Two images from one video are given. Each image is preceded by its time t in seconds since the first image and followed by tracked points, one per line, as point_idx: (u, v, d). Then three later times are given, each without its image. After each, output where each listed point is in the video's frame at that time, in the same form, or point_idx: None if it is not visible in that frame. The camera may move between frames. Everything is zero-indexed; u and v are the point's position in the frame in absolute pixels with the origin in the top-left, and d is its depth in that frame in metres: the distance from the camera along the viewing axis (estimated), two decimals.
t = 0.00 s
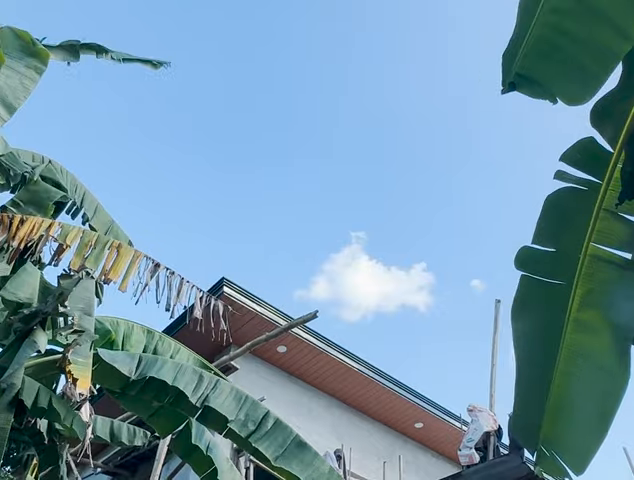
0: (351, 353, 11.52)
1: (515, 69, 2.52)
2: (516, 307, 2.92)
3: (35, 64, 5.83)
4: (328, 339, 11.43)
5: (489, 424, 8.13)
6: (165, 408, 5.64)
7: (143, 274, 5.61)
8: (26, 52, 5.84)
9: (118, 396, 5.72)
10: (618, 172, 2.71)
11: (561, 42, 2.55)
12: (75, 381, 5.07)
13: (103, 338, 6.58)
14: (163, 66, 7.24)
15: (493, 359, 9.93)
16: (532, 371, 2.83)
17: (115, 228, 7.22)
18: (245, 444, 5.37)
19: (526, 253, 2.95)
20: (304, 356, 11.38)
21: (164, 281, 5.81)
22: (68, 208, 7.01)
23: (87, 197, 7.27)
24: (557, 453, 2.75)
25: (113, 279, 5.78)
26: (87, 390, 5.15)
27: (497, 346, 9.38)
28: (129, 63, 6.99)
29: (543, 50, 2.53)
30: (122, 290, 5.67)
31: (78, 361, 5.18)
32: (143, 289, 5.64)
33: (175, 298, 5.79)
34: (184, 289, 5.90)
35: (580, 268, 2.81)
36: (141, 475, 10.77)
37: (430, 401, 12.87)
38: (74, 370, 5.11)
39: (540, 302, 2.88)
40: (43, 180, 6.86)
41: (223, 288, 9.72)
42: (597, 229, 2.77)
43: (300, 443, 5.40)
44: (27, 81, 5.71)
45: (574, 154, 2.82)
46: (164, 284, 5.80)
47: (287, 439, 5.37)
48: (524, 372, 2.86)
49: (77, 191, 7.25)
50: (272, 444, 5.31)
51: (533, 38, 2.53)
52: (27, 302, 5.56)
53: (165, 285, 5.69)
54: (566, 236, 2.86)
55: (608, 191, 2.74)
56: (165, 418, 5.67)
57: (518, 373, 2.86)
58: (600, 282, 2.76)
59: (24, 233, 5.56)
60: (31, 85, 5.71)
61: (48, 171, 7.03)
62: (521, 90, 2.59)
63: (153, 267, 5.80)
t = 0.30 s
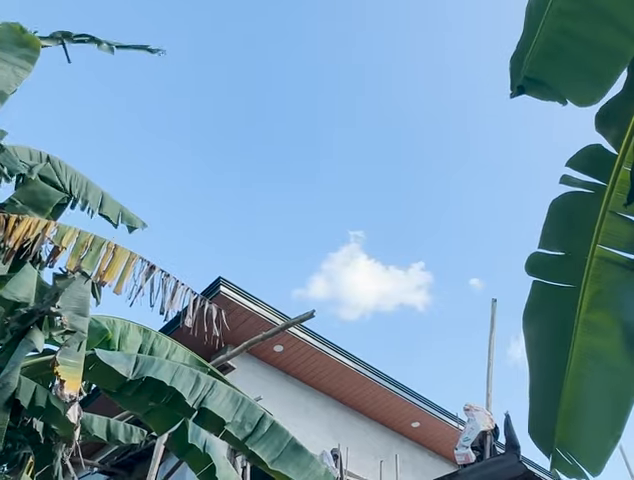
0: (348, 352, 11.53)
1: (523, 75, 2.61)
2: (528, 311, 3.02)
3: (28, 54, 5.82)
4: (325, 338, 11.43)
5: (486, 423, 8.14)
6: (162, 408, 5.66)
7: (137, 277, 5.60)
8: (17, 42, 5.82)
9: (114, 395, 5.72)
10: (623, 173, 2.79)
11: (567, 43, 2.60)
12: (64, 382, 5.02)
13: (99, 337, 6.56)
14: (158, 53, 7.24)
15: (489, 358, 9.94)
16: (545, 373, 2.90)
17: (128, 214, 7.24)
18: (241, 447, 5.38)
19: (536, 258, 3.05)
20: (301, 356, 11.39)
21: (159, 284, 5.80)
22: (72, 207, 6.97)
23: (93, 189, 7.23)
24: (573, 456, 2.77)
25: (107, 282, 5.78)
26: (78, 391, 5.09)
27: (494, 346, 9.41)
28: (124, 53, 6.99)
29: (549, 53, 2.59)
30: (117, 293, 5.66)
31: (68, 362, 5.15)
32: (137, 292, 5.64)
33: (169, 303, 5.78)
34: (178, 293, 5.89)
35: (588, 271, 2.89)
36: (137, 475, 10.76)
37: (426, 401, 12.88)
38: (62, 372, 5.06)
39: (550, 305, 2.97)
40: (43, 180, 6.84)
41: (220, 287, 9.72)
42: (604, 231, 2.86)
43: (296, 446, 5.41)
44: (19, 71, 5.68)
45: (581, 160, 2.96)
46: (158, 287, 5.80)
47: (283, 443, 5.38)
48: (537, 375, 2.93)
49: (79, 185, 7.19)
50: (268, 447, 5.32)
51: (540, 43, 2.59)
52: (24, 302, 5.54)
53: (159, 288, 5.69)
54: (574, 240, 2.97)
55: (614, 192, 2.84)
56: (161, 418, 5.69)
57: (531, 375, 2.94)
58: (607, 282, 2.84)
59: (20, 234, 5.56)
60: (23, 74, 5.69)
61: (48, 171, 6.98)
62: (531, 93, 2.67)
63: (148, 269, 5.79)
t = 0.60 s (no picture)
0: (345, 352, 11.53)
1: (517, 84, 2.60)
2: (535, 315, 3.06)
3: (20, 54, 5.79)
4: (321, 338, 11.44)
5: (482, 423, 8.15)
6: (157, 409, 5.63)
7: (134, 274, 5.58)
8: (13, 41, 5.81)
9: (110, 395, 5.69)
10: (625, 174, 2.77)
11: (561, 52, 2.63)
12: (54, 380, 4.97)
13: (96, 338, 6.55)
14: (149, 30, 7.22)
15: (485, 358, 9.95)
16: (554, 375, 2.96)
17: (128, 201, 7.21)
18: (236, 450, 5.38)
19: (541, 262, 3.09)
20: (298, 356, 11.39)
21: (155, 281, 5.79)
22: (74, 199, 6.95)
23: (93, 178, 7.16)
24: (580, 454, 2.84)
25: (104, 279, 5.74)
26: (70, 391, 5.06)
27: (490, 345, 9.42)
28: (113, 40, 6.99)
29: (543, 61, 2.61)
30: (113, 290, 5.65)
31: (61, 360, 5.14)
32: (134, 289, 5.63)
33: (166, 300, 5.77)
34: (175, 289, 5.88)
35: (592, 273, 2.94)
36: (133, 475, 10.75)
37: (423, 400, 12.89)
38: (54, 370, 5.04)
39: (556, 307, 3.01)
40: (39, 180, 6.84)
41: (217, 287, 9.71)
42: (607, 232, 2.89)
43: (291, 451, 5.43)
44: (9, 69, 5.67)
45: (585, 165, 2.98)
46: (155, 284, 5.79)
47: (278, 447, 5.40)
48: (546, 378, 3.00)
49: (79, 173, 7.11)
50: (264, 451, 5.33)
51: (534, 52, 2.62)
52: (20, 302, 5.52)
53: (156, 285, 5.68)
54: (578, 243, 3.01)
55: (616, 192, 2.85)
56: (157, 418, 5.65)
57: (542, 377, 3.00)
58: (612, 284, 2.90)
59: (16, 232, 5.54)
60: (13, 73, 5.68)
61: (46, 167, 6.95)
62: (523, 101, 2.65)
63: (144, 266, 5.78)
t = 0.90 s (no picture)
0: (341, 351, 11.52)
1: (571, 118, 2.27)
2: (536, 310, 3.09)
3: (12, 43, 5.77)
4: (318, 338, 11.42)
5: (478, 422, 8.14)
6: (152, 410, 5.56)
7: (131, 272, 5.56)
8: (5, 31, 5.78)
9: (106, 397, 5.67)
10: (623, 171, 2.78)
11: (616, 83, 2.29)
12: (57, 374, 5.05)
13: (92, 338, 6.52)
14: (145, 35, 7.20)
15: (481, 358, 9.96)
16: (554, 371, 2.99)
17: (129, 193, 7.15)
18: (233, 450, 5.37)
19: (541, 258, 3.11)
20: (294, 355, 11.38)
21: (152, 279, 5.77)
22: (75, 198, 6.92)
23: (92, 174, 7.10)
24: (579, 448, 2.84)
25: (102, 275, 5.72)
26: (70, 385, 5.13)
27: (486, 345, 9.41)
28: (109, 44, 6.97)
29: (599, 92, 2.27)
30: (111, 288, 5.63)
31: (61, 356, 5.16)
32: (131, 287, 5.61)
33: (163, 297, 5.75)
34: (172, 287, 5.86)
35: (592, 270, 2.95)
36: (130, 475, 10.71)
37: (419, 400, 12.88)
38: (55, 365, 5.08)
39: (556, 304, 3.03)
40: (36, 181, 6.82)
41: (213, 286, 9.68)
42: (606, 229, 2.89)
43: (287, 452, 5.41)
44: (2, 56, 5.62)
45: (587, 164, 2.96)
46: (152, 282, 5.77)
47: (274, 448, 5.37)
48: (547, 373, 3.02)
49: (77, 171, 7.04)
50: (259, 453, 5.31)
51: (587, 87, 2.29)
52: (16, 301, 5.52)
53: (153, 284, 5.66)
54: (579, 239, 3.01)
55: (614, 190, 2.84)
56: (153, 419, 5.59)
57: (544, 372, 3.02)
58: (611, 279, 2.90)
59: (11, 231, 5.51)
60: (5, 60, 5.62)
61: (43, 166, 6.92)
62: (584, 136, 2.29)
63: (141, 265, 5.76)
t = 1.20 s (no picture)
0: (339, 351, 11.53)
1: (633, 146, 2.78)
2: (524, 311, 3.26)
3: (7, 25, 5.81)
4: (316, 338, 11.43)
5: (475, 422, 8.15)
6: (150, 410, 5.58)
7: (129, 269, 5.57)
8: None
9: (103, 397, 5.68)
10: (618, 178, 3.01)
11: None
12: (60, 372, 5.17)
13: (89, 338, 6.50)
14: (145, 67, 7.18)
15: (479, 358, 9.98)
16: (543, 370, 3.09)
17: (124, 199, 7.15)
18: (230, 452, 5.36)
19: (535, 258, 3.32)
20: (292, 355, 11.38)
21: (150, 275, 5.76)
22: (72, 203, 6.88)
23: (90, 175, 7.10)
24: (574, 445, 2.92)
25: (99, 272, 5.67)
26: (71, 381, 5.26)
27: (483, 344, 9.42)
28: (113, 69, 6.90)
29: None
30: (108, 285, 5.61)
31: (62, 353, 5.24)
32: (129, 284, 5.59)
33: (161, 292, 5.75)
34: (171, 283, 5.85)
35: (589, 270, 3.12)
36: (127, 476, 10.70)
37: (416, 399, 12.89)
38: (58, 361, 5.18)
39: (549, 305, 3.21)
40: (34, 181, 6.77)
41: (211, 286, 9.67)
42: (604, 229, 3.07)
43: (284, 451, 5.42)
44: None
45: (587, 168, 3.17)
46: (149, 279, 5.75)
47: (271, 448, 5.37)
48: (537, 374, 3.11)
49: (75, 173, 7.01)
50: (257, 453, 5.30)
51: None
52: (13, 301, 5.39)
53: (152, 280, 5.65)
54: (576, 241, 3.23)
55: (611, 193, 3.03)
56: (150, 420, 5.62)
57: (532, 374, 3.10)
58: (608, 279, 3.06)
59: (7, 228, 5.50)
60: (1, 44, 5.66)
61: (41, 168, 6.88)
62: None
63: (139, 261, 5.75)
